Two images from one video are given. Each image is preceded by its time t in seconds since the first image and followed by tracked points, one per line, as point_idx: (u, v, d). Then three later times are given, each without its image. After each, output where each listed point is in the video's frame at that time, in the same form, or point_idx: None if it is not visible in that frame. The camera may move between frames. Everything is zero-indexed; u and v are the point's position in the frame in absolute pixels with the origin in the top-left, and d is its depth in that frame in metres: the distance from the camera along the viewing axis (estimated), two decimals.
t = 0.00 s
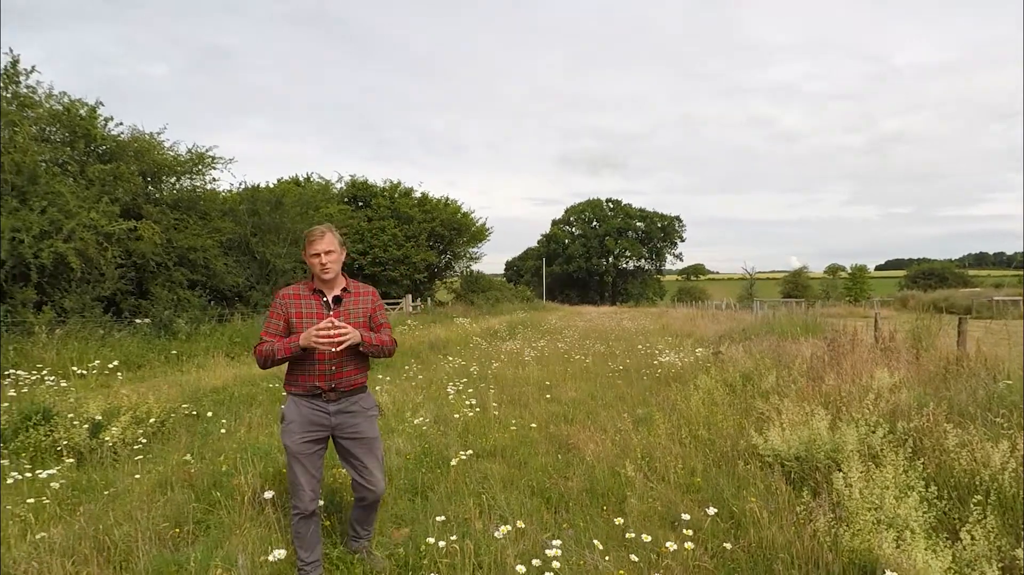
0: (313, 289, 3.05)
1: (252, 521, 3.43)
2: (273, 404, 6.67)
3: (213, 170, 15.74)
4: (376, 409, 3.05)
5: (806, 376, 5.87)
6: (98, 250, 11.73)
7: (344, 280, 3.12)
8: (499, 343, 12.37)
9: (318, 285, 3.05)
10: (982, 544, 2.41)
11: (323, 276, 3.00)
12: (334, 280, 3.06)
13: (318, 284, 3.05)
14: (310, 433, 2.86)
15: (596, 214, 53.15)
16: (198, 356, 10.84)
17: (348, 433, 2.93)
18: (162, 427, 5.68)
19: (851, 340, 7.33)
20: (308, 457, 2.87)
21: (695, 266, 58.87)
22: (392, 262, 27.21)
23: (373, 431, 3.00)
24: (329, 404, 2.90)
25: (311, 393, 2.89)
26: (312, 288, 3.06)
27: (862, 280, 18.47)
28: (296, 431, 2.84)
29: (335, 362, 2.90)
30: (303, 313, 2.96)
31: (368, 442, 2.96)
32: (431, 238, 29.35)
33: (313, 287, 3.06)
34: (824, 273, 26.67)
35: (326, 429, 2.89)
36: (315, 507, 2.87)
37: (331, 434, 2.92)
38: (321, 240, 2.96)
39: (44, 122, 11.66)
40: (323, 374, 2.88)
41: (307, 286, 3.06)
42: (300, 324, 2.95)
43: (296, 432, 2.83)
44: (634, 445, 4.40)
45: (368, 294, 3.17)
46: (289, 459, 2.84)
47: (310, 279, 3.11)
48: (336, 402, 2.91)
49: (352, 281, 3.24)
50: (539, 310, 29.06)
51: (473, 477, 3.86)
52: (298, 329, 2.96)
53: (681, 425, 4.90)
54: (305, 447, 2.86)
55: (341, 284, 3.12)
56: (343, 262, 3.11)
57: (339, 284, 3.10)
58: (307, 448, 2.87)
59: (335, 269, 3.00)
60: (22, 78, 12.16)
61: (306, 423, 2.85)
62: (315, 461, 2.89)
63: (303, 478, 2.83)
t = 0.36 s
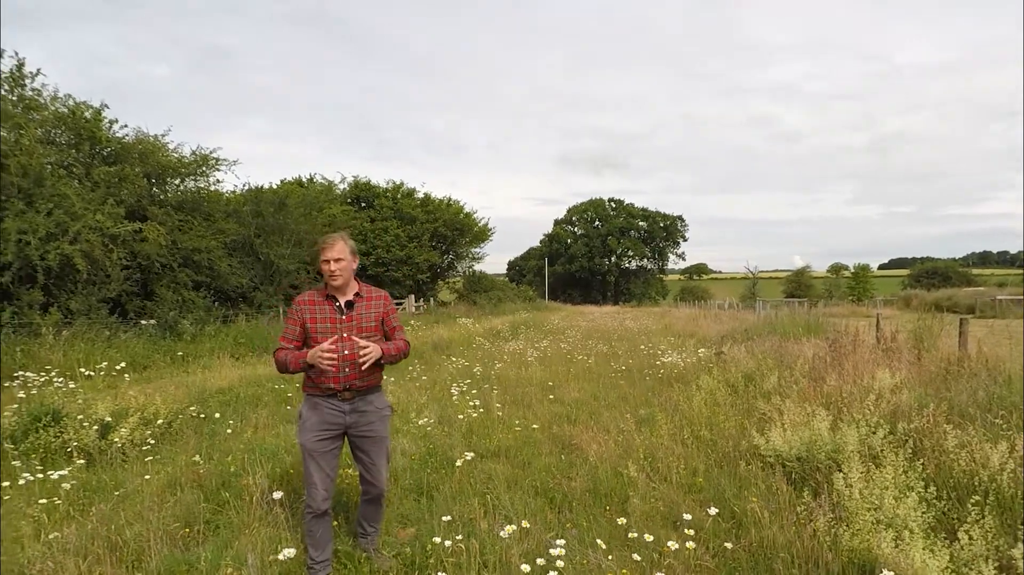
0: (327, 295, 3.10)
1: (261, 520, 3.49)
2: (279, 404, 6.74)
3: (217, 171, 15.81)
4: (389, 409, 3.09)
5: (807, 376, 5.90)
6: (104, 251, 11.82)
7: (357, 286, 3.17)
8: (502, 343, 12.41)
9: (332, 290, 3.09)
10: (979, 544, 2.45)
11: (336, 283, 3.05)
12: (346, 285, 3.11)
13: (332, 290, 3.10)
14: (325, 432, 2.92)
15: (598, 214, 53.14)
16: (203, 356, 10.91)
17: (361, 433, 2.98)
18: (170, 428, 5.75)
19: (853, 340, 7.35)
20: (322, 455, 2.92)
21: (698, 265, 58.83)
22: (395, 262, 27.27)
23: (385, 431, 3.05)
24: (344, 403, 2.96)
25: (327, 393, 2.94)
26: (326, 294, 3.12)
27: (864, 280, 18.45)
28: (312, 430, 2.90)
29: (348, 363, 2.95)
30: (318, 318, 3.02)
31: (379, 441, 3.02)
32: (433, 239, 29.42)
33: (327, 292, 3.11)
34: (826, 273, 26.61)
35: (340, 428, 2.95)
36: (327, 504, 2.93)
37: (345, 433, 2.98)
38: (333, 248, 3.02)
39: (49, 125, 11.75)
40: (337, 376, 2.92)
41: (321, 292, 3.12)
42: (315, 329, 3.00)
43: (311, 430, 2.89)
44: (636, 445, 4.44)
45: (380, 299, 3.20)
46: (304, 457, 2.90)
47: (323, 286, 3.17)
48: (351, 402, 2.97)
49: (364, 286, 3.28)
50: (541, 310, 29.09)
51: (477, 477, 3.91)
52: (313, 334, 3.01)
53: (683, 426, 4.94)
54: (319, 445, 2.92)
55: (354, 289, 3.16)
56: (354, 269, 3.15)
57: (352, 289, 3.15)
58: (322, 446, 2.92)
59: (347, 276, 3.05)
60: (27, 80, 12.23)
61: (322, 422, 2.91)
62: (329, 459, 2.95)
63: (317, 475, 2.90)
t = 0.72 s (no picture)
0: (337, 296, 3.13)
1: (266, 519, 3.55)
2: (285, 405, 6.80)
3: (224, 173, 15.94)
4: (394, 409, 3.12)
5: (811, 377, 5.88)
6: (114, 253, 11.95)
7: (368, 288, 3.17)
8: (507, 344, 12.44)
9: (342, 292, 3.12)
10: (978, 544, 2.45)
11: (347, 284, 3.08)
12: (356, 287, 3.13)
13: (342, 291, 3.12)
14: (331, 428, 2.96)
15: (604, 214, 53.03)
16: (211, 357, 11.02)
17: (365, 431, 3.03)
18: (177, 427, 5.82)
19: (858, 340, 7.31)
20: (328, 451, 2.96)
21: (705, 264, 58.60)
22: (401, 263, 27.37)
23: (389, 430, 3.09)
24: (349, 402, 2.99)
25: (332, 392, 2.99)
26: (337, 295, 3.15)
27: (873, 280, 18.29)
28: (318, 425, 2.95)
29: (354, 364, 2.97)
30: (327, 318, 3.04)
31: (383, 441, 3.07)
32: (439, 239, 29.50)
33: (338, 293, 3.14)
34: (834, 272, 26.40)
35: (345, 426, 2.99)
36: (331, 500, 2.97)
37: (349, 431, 3.02)
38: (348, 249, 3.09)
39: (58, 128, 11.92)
40: (342, 375, 2.96)
41: (332, 294, 3.16)
42: (323, 329, 3.03)
43: (316, 427, 2.94)
44: (639, 445, 4.45)
45: (389, 301, 3.19)
46: (310, 452, 2.95)
47: (336, 287, 3.21)
48: (356, 400, 2.99)
49: (375, 289, 3.29)
50: (547, 311, 29.07)
51: (480, 477, 3.94)
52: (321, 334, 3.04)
53: (685, 426, 4.94)
54: (325, 441, 2.97)
55: (364, 291, 3.17)
56: (367, 272, 3.19)
57: (362, 290, 3.16)
58: (328, 443, 2.96)
59: (357, 278, 3.08)
60: (37, 85, 12.38)
61: (328, 419, 2.95)
62: (334, 456, 2.99)
63: (322, 470, 2.95)
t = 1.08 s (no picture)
0: (348, 298, 3.20)
1: (276, 514, 3.64)
2: (298, 404, 6.92)
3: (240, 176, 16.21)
4: (400, 410, 3.17)
5: (821, 379, 5.84)
6: (133, 255, 12.23)
7: (378, 290, 3.24)
8: (518, 344, 12.48)
9: (353, 294, 3.18)
10: (978, 548, 2.44)
11: (360, 286, 3.14)
12: (368, 290, 3.19)
13: (353, 293, 3.19)
14: (338, 427, 3.03)
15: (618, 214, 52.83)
16: (227, 357, 11.22)
17: (371, 431, 3.09)
18: (193, 426, 5.96)
19: (871, 342, 7.22)
20: (335, 450, 3.03)
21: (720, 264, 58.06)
22: (415, 264, 27.56)
23: (395, 430, 3.15)
24: (356, 402, 3.05)
25: (340, 391, 3.06)
26: (348, 298, 3.22)
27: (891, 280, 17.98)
28: (326, 424, 3.02)
29: (362, 364, 3.04)
30: (338, 319, 3.11)
31: (388, 440, 3.12)
32: (452, 241, 29.64)
33: (349, 296, 3.21)
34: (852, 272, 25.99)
35: (353, 425, 3.06)
36: (338, 497, 3.04)
37: (357, 430, 3.09)
38: (368, 253, 3.15)
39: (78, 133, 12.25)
40: (350, 375, 3.03)
41: (343, 296, 3.22)
42: (334, 329, 3.10)
43: (324, 426, 3.01)
44: (644, 447, 4.47)
45: (398, 304, 3.25)
46: (318, 451, 3.02)
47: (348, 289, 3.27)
48: (363, 400, 3.06)
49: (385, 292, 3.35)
50: (560, 311, 29.05)
51: (485, 476, 4.00)
52: (331, 335, 3.11)
53: (692, 428, 4.94)
54: (333, 440, 3.04)
55: (374, 294, 3.23)
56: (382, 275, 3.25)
57: (373, 293, 3.22)
58: (335, 441, 3.03)
59: (373, 281, 3.13)
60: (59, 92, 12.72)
61: (336, 418, 3.03)
62: (341, 454, 3.06)
63: (330, 468, 3.02)
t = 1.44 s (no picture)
0: (364, 303, 3.28)
1: (291, 512, 3.74)
2: (313, 404, 7.05)
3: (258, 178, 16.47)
4: (412, 413, 3.25)
5: (834, 384, 5.80)
6: (153, 256, 12.51)
7: (393, 296, 3.32)
8: (531, 346, 12.53)
9: (369, 299, 3.26)
10: (983, 557, 2.45)
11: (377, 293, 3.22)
12: (384, 296, 3.27)
13: (369, 299, 3.27)
14: (353, 429, 3.11)
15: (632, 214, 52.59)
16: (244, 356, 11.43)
17: (384, 433, 3.17)
18: (211, 425, 6.11)
19: (886, 346, 7.15)
20: (349, 451, 3.11)
21: (736, 264, 57.49)
22: (429, 265, 27.74)
23: (407, 432, 3.22)
24: (370, 405, 3.14)
25: (355, 394, 3.14)
26: (364, 303, 3.30)
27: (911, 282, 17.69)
28: (341, 426, 3.10)
29: (377, 367, 3.12)
30: (354, 324, 3.19)
31: (401, 442, 3.20)
32: (466, 241, 29.77)
33: (364, 301, 3.29)
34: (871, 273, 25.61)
35: (367, 427, 3.14)
36: (352, 497, 3.12)
37: (371, 432, 3.16)
38: (385, 261, 3.21)
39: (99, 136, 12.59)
40: (366, 378, 3.11)
41: (358, 301, 3.30)
42: (350, 334, 3.18)
43: (340, 427, 3.09)
44: (653, 450, 4.49)
45: (412, 310, 3.34)
46: (333, 452, 3.10)
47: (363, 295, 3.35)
48: (378, 403, 3.14)
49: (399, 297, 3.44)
50: (574, 312, 29.01)
51: (495, 477, 4.07)
52: (347, 339, 3.19)
53: (702, 432, 4.95)
54: (348, 441, 3.12)
55: (389, 299, 3.32)
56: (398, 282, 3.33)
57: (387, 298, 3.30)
58: (350, 443, 3.11)
59: (389, 288, 3.21)
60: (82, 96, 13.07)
61: (351, 420, 3.10)
62: (356, 456, 3.14)
63: (344, 469, 3.10)
